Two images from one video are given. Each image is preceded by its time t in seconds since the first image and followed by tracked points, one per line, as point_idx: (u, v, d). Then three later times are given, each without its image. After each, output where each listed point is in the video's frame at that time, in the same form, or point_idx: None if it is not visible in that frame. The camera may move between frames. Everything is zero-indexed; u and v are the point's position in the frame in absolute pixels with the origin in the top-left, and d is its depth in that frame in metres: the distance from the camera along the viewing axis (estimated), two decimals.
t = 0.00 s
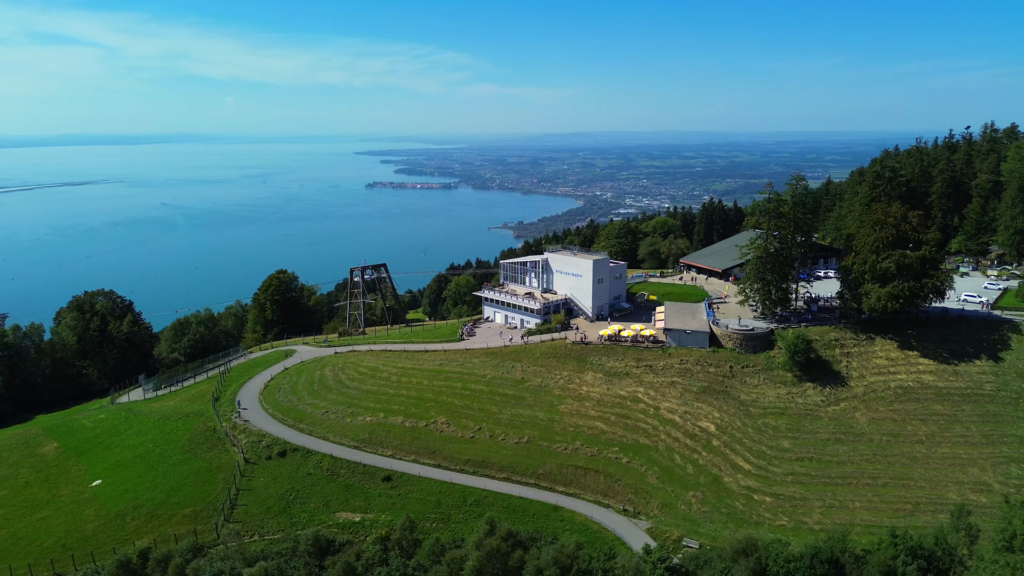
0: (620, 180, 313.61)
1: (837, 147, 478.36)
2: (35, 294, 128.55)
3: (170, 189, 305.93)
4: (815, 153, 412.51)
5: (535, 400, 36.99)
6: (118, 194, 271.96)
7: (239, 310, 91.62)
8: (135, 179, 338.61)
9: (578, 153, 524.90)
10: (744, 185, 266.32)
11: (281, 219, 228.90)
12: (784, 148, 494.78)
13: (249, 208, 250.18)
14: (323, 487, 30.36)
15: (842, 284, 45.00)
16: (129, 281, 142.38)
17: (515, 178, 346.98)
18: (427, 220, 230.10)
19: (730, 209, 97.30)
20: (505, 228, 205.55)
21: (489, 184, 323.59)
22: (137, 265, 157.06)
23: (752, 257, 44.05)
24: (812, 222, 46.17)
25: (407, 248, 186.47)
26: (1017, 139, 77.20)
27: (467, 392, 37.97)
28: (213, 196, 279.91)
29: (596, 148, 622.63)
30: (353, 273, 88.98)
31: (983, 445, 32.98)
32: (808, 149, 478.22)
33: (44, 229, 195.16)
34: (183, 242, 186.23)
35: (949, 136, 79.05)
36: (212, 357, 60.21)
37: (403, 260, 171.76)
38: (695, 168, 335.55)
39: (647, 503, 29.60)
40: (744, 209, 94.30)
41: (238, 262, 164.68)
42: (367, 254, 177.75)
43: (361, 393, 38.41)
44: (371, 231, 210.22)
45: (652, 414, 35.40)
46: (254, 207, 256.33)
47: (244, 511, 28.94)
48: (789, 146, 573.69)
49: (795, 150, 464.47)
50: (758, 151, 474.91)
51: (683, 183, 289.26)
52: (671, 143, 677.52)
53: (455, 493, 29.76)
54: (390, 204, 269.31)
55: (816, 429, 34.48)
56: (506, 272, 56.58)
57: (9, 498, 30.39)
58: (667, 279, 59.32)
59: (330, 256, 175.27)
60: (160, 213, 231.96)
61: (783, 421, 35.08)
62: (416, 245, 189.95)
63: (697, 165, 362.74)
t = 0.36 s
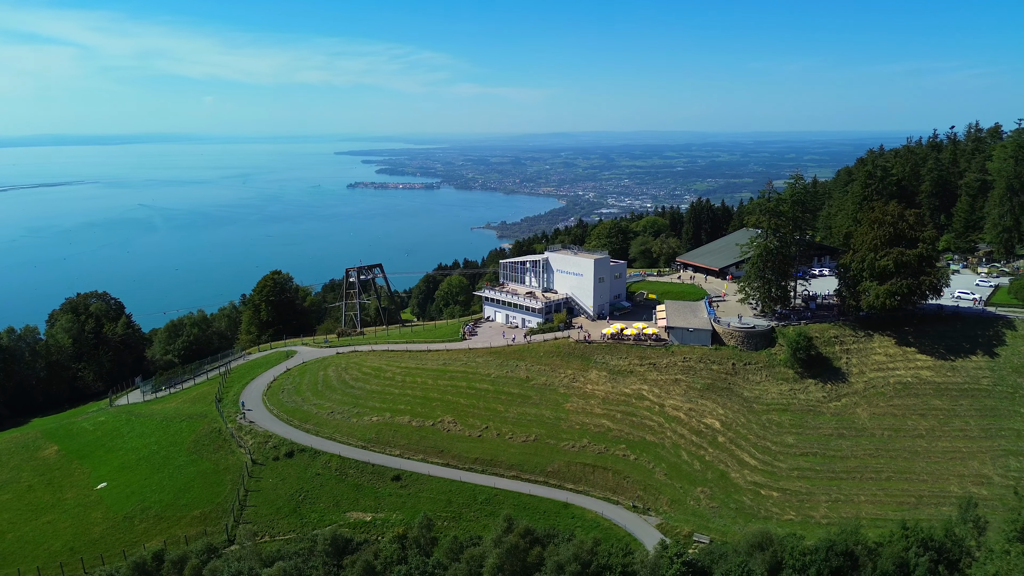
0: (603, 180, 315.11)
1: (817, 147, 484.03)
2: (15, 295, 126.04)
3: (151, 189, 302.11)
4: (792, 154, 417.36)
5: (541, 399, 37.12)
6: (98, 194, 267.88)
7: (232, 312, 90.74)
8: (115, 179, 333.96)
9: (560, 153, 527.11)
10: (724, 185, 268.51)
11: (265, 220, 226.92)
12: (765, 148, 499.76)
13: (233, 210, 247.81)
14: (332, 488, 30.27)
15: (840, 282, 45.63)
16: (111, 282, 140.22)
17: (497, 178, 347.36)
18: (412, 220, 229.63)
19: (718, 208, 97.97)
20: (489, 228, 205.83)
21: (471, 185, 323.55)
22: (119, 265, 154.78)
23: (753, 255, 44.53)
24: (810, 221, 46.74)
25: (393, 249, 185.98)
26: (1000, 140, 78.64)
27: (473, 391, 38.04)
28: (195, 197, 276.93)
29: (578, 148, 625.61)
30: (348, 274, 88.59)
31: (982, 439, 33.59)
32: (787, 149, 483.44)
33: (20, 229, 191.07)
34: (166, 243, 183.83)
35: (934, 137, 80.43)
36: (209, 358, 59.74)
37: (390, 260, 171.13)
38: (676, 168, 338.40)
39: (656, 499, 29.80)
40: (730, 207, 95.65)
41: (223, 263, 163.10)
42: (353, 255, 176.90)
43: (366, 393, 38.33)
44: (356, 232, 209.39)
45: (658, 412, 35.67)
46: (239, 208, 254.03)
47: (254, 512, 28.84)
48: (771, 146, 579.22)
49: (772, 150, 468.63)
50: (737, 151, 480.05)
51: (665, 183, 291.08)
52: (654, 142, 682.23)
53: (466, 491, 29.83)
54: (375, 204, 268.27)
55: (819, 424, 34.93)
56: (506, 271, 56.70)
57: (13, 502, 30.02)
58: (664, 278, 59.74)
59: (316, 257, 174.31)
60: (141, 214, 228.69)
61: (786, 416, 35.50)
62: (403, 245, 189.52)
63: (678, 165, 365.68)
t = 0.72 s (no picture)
0: (585, 180, 316.46)
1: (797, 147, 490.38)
2: None
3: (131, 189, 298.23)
4: (772, 153, 422.36)
5: (546, 397, 37.28)
6: (78, 195, 263.62)
7: (225, 313, 89.81)
8: (94, 180, 329.11)
9: (542, 153, 528.99)
10: (705, 184, 271.09)
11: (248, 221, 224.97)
12: (745, 148, 505.13)
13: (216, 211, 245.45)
14: (341, 487, 30.26)
15: (838, 279, 46.23)
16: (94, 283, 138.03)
17: (480, 178, 347.74)
18: (397, 220, 229.02)
19: (706, 208, 98.56)
20: (472, 228, 206.04)
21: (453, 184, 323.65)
22: (102, 266, 152.54)
23: (753, 253, 44.98)
24: (808, 219, 47.30)
25: (378, 249, 185.45)
26: (983, 140, 80.10)
27: (478, 390, 38.12)
28: (177, 197, 273.72)
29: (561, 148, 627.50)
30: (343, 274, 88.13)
31: (980, 433, 34.22)
32: (768, 148, 489.27)
33: None
34: (149, 244, 181.65)
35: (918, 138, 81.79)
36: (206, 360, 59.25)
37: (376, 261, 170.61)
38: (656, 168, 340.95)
39: (664, 495, 30.03)
40: (717, 206, 96.29)
41: (208, 264, 161.54)
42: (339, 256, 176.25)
43: (371, 393, 38.30)
44: (341, 233, 208.47)
45: (663, 409, 35.95)
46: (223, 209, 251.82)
47: (264, 513, 28.74)
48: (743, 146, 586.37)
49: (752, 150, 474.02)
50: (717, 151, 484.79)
51: (647, 183, 293.14)
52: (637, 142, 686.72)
53: (475, 489, 29.94)
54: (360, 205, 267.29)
55: (822, 420, 35.40)
56: (506, 271, 56.79)
57: (17, 506, 29.66)
58: (662, 276, 60.19)
59: (301, 258, 173.38)
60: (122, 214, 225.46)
61: (790, 412, 35.94)
62: (390, 245, 189.17)
63: (659, 165, 368.36)
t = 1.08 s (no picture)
0: (569, 180, 317.74)
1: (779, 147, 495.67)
2: None
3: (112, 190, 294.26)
4: (752, 154, 426.83)
5: (551, 395, 37.45)
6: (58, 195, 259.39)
7: (219, 314, 88.95)
8: (73, 180, 324.16)
9: (526, 153, 530.40)
10: (686, 184, 273.55)
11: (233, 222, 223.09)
12: (726, 149, 510.12)
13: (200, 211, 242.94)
14: (350, 487, 30.21)
15: (836, 277, 46.81)
16: (78, 284, 135.98)
17: (463, 178, 347.94)
18: (384, 220, 228.49)
19: (694, 207, 99.30)
20: (456, 228, 206.37)
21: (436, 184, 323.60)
22: (86, 267, 150.44)
23: (752, 251, 45.42)
24: (806, 217, 47.80)
25: (365, 249, 184.95)
26: (968, 140, 81.41)
27: (483, 389, 38.21)
28: (160, 198, 270.62)
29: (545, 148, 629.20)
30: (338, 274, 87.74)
31: (977, 427, 34.84)
32: (751, 148, 493.92)
33: None
34: (132, 245, 179.30)
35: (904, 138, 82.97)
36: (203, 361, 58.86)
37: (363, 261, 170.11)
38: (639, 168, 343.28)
39: (672, 492, 30.28)
40: (706, 206, 96.43)
41: (194, 265, 159.99)
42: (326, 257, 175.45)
43: (375, 393, 38.26)
44: (328, 234, 207.55)
45: (667, 406, 36.23)
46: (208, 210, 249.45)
47: (273, 513, 28.64)
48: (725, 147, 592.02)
49: (733, 150, 478.93)
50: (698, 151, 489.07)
51: (630, 182, 295.15)
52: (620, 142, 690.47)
53: (484, 487, 30.03)
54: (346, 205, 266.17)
55: (823, 416, 35.86)
56: (504, 270, 56.88)
57: (20, 510, 29.32)
58: (658, 275, 60.56)
59: (288, 258, 172.35)
60: (104, 215, 222.09)
61: (791, 408, 36.38)
62: (378, 245, 188.68)
63: (641, 165, 370.87)
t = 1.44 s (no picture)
0: (552, 180, 318.75)
1: (761, 146, 500.53)
2: None
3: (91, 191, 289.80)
4: (732, 153, 431.24)
5: (556, 394, 37.65)
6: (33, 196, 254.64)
7: (212, 315, 88.12)
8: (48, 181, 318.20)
9: (508, 153, 531.48)
10: (668, 184, 275.65)
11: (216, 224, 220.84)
12: (707, 149, 515.14)
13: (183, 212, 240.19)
14: (359, 486, 30.20)
15: (832, 275, 47.46)
16: (60, 286, 133.79)
17: (445, 179, 347.78)
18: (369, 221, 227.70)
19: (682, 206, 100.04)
20: (439, 228, 206.52)
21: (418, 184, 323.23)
22: (66, 269, 147.86)
23: (751, 250, 45.94)
24: (803, 216, 48.41)
25: (350, 250, 184.23)
26: (952, 140, 82.77)
27: (487, 387, 38.35)
28: (141, 199, 266.85)
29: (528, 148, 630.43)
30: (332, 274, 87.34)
31: (974, 420, 35.55)
32: (731, 148, 498.57)
33: None
34: (114, 247, 176.83)
35: (890, 138, 84.08)
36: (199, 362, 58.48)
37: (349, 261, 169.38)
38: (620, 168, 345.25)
39: (680, 487, 30.59)
40: (693, 205, 97.07)
41: (177, 267, 158.03)
42: (313, 258, 174.31)
43: (380, 392, 38.24)
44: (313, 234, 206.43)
45: (671, 403, 36.56)
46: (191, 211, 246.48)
47: (282, 513, 28.54)
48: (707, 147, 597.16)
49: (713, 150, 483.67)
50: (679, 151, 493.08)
51: (611, 182, 296.86)
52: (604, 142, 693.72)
53: (493, 485, 30.15)
54: (331, 205, 265.00)
55: (824, 411, 36.37)
56: (502, 269, 56.98)
57: (25, 514, 28.95)
58: (655, 274, 60.99)
59: (273, 259, 171.08)
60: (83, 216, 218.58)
61: (793, 404, 36.87)
62: (365, 245, 187.93)
63: (623, 165, 373.00)
